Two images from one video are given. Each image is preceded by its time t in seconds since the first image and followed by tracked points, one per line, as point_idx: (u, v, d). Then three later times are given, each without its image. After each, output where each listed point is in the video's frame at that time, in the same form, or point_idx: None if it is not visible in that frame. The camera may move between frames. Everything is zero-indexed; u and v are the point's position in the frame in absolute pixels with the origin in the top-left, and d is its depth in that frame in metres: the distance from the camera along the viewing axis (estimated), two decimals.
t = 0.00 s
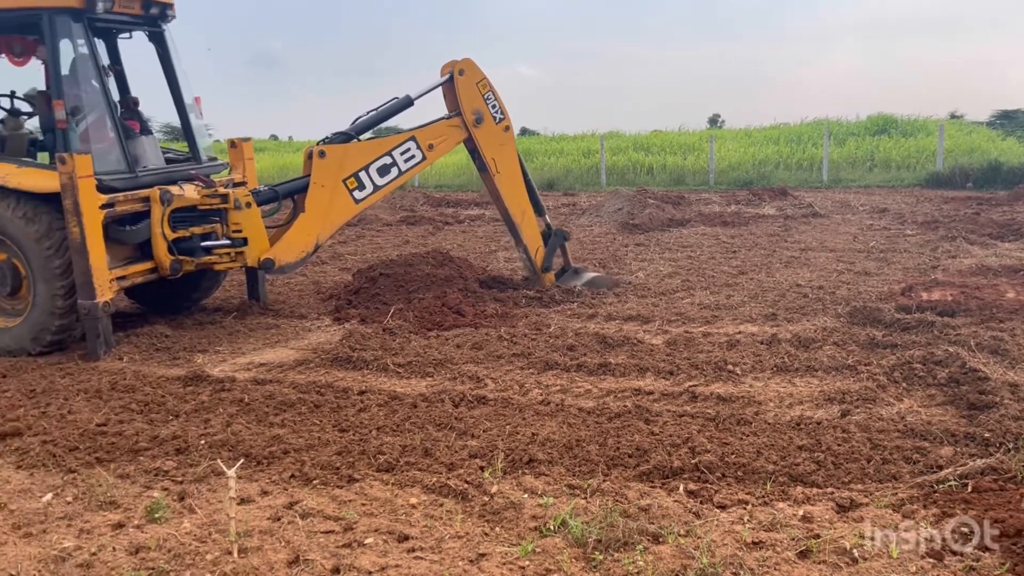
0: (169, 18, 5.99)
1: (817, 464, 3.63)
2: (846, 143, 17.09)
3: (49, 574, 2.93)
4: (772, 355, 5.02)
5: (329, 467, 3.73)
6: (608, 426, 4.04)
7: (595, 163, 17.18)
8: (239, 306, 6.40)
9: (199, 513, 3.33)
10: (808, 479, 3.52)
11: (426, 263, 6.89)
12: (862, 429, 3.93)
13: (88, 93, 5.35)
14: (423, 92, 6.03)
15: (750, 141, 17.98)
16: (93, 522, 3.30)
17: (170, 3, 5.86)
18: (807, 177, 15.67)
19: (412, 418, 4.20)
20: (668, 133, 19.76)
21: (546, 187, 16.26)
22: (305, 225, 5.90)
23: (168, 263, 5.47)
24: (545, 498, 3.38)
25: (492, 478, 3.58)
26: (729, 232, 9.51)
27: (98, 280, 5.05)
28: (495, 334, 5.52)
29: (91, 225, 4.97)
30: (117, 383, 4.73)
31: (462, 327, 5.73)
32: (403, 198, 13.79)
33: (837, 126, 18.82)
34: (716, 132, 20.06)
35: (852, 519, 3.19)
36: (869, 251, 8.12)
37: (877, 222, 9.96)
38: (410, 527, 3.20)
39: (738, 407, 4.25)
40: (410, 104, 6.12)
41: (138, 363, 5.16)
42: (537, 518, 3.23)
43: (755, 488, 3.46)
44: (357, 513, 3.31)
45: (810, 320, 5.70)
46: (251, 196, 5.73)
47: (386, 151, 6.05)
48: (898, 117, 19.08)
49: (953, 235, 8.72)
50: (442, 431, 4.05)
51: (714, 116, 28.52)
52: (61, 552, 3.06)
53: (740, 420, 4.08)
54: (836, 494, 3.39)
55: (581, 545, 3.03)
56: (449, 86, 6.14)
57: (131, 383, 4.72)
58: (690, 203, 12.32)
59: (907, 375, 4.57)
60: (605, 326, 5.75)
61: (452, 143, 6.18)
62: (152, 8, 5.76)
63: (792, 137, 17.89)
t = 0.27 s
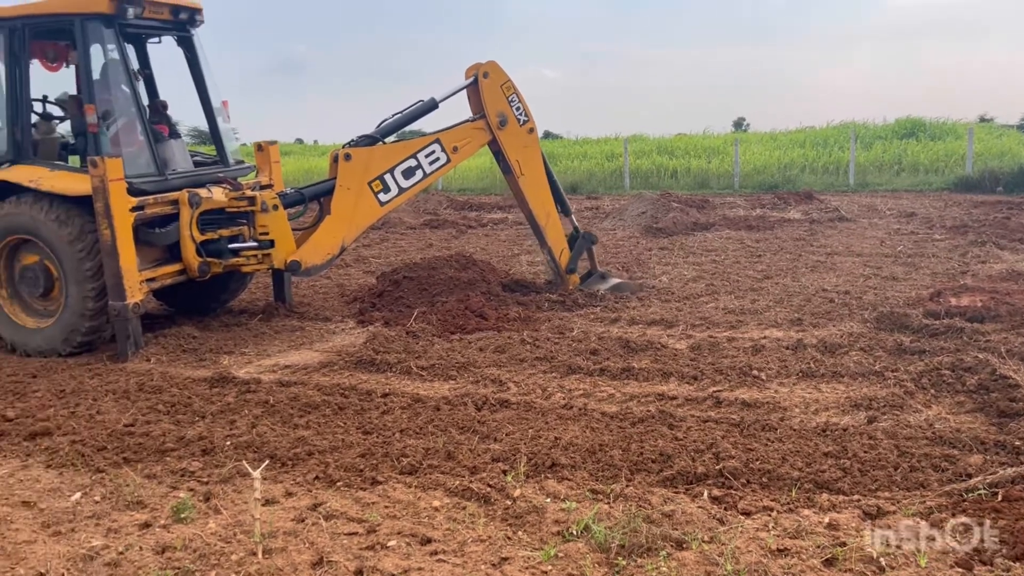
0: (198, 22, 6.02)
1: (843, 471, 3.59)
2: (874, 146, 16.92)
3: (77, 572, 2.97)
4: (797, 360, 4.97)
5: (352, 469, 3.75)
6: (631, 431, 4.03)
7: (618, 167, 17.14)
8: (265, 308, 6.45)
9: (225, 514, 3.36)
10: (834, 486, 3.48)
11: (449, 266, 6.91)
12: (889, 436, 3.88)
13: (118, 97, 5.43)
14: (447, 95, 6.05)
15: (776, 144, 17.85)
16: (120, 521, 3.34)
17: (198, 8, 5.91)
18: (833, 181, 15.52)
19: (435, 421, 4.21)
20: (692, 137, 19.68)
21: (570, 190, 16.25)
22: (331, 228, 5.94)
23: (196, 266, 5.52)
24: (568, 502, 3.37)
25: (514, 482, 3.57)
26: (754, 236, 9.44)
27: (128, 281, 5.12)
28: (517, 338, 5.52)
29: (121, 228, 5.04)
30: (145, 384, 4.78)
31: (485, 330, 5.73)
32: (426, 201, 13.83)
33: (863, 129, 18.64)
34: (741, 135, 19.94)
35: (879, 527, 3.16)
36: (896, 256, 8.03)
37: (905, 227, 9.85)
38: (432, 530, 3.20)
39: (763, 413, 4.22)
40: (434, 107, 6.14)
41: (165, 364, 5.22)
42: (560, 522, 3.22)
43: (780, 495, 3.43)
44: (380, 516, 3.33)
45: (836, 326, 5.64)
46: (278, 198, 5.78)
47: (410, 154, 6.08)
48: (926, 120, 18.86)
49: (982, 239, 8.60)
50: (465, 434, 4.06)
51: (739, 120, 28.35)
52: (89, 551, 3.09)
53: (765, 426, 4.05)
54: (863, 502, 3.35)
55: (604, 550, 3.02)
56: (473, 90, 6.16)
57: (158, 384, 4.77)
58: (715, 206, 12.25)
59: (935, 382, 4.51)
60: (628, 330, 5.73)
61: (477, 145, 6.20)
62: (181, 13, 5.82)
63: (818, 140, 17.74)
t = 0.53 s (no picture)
0: (225, 28, 6.08)
1: (868, 478, 3.55)
2: (900, 150, 16.75)
3: (104, 571, 3.00)
4: (822, 366, 4.93)
5: (374, 471, 3.76)
6: (654, 436, 4.01)
7: (641, 170, 17.09)
8: (289, 310, 6.49)
9: (248, 514, 3.39)
10: (859, 493, 3.45)
11: (471, 269, 6.92)
12: (915, 443, 3.84)
13: (147, 101, 5.50)
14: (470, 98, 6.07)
15: (800, 148, 17.72)
16: (145, 521, 3.37)
17: (225, 14, 5.97)
18: (859, 185, 15.38)
19: (456, 424, 4.22)
20: (715, 140, 19.58)
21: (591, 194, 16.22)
22: (354, 231, 5.97)
23: (221, 268, 5.58)
24: (589, 507, 3.36)
25: (536, 486, 3.57)
26: (777, 240, 9.37)
27: (155, 283, 5.18)
28: (539, 341, 5.52)
29: (149, 230, 5.11)
30: (170, 385, 4.83)
31: (506, 333, 5.73)
32: (448, 205, 13.87)
33: (889, 133, 18.45)
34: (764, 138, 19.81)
35: (905, 535, 3.12)
36: (923, 260, 7.94)
37: (932, 231, 9.73)
38: (454, 533, 3.20)
39: (787, 418, 4.18)
40: (457, 111, 6.16)
41: (190, 365, 5.26)
42: (581, 527, 3.21)
43: (804, 501, 3.40)
44: (402, 518, 3.33)
45: (862, 331, 5.59)
46: (303, 202, 5.82)
47: (433, 158, 6.10)
48: (953, 123, 18.65)
49: (1011, 244, 8.49)
50: (486, 437, 4.06)
51: (762, 123, 28.18)
52: (115, 550, 3.13)
53: (789, 432, 4.01)
54: (888, 509, 3.32)
55: (626, 555, 3.01)
56: (496, 93, 6.17)
57: (183, 385, 4.82)
58: (738, 210, 12.18)
59: (962, 389, 4.45)
60: (650, 334, 5.71)
61: (499, 149, 6.21)
62: (208, 19, 5.87)
63: (843, 144, 17.59)
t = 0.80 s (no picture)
0: (253, 35, 6.14)
1: (893, 484, 3.51)
2: (926, 153, 16.57)
3: (128, 570, 3.03)
4: (846, 371, 4.88)
5: (395, 473, 3.77)
6: (675, 440, 3.99)
7: (662, 174, 17.03)
8: (311, 313, 6.53)
9: (271, 515, 3.41)
10: (883, 500, 3.41)
11: (492, 272, 6.93)
12: (941, 450, 3.79)
13: (176, 105, 5.56)
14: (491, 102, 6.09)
15: (824, 151, 17.58)
16: (169, 520, 3.40)
17: (254, 20, 6.02)
18: (883, 189, 15.23)
19: (477, 427, 4.22)
20: (738, 143, 19.48)
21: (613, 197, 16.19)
22: (377, 235, 6.00)
23: (246, 271, 5.62)
24: (611, 511, 3.35)
25: (556, 490, 3.56)
26: (801, 244, 9.30)
27: (181, 285, 5.24)
28: (560, 345, 5.51)
29: (176, 233, 5.17)
30: (194, 386, 4.87)
31: (527, 336, 5.73)
32: (469, 208, 13.90)
33: (915, 136, 18.26)
34: (788, 142, 19.68)
35: (931, 543, 3.08)
36: (949, 265, 7.85)
37: (958, 235, 9.62)
38: (474, 536, 3.21)
39: (811, 424, 4.15)
40: (478, 115, 6.18)
41: (214, 367, 5.31)
42: (602, 531, 3.20)
43: (827, 508, 3.37)
44: (423, 520, 3.34)
45: (886, 336, 5.53)
46: (327, 207, 5.87)
47: (455, 162, 6.12)
48: (980, 126, 18.43)
49: None
50: (507, 440, 4.06)
51: (785, 126, 27.99)
52: (140, 549, 3.16)
53: (812, 438, 3.98)
54: (914, 517, 3.28)
55: (647, 560, 3.00)
56: (517, 97, 6.19)
57: (207, 387, 4.86)
58: (761, 214, 12.10)
59: (990, 396, 4.39)
60: (672, 338, 5.69)
61: (521, 152, 6.22)
62: (236, 26, 5.93)
63: (867, 147, 17.43)
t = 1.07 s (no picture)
0: (280, 41, 6.19)
1: (917, 491, 3.48)
2: (951, 156, 16.40)
3: (152, 568, 3.06)
4: (869, 376, 4.84)
5: (416, 475, 3.79)
6: (697, 445, 3.97)
7: (683, 177, 16.96)
8: (333, 315, 6.56)
9: (292, 516, 3.43)
10: (908, 506, 3.38)
11: (512, 275, 6.93)
12: (967, 456, 3.74)
13: (204, 109, 5.61)
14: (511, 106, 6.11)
15: (847, 154, 17.44)
16: (192, 520, 3.43)
17: (282, 27, 6.07)
18: (907, 192, 15.08)
19: (497, 429, 4.22)
20: (760, 146, 19.36)
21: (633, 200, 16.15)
22: (399, 239, 6.02)
23: (270, 274, 5.66)
24: (632, 516, 3.34)
25: (577, 493, 3.56)
26: (824, 248, 9.23)
27: (206, 287, 5.29)
28: (580, 348, 5.50)
29: (202, 235, 5.22)
30: (216, 387, 4.91)
31: (547, 339, 5.73)
32: (489, 211, 13.92)
33: (940, 139, 18.07)
34: (810, 145, 19.54)
35: (957, 551, 3.05)
36: (974, 269, 7.76)
37: (984, 239, 9.51)
38: (495, 539, 3.21)
39: (834, 429, 4.11)
40: (499, 119, 6.19)
41: (236, 368, 5.35)
42: (623, 535, 3.19)
43: (851, 514, 3.34)
44: (443, 522, 3.35)
45: (911, 341, 5.47)
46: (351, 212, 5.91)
47: (476, 166, 6.13)
48: (1006, 129, 18.21)
49: None
50: (527, 443, 4.06)
51: (808, 129, 27.80)
52: (164, 548, 3.19)
53: (835, 443, 3.94)
54: (939, 524, 3.24)
55: (668, 565, 2.98)
56: (537, 101, 6.20)
57: (229, 387, 4.90)
58: (783, 217, 12.02)
59: (1016, 402, 4.33)
60: (693, 342, 5.66)
61: (541, 156, 6.23)
62: (265, 32, 5.98)
63: (891, 150, 17.27)
